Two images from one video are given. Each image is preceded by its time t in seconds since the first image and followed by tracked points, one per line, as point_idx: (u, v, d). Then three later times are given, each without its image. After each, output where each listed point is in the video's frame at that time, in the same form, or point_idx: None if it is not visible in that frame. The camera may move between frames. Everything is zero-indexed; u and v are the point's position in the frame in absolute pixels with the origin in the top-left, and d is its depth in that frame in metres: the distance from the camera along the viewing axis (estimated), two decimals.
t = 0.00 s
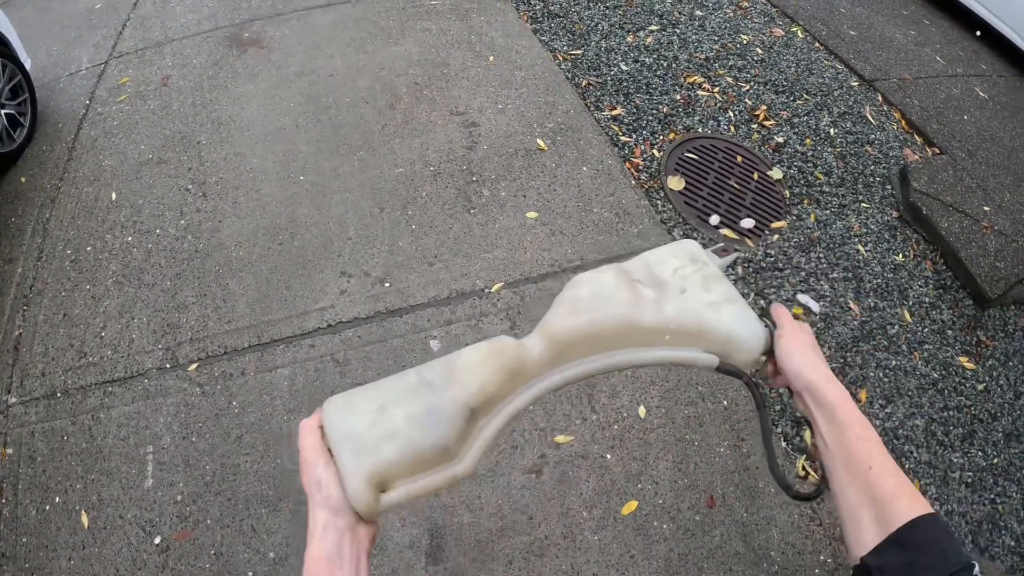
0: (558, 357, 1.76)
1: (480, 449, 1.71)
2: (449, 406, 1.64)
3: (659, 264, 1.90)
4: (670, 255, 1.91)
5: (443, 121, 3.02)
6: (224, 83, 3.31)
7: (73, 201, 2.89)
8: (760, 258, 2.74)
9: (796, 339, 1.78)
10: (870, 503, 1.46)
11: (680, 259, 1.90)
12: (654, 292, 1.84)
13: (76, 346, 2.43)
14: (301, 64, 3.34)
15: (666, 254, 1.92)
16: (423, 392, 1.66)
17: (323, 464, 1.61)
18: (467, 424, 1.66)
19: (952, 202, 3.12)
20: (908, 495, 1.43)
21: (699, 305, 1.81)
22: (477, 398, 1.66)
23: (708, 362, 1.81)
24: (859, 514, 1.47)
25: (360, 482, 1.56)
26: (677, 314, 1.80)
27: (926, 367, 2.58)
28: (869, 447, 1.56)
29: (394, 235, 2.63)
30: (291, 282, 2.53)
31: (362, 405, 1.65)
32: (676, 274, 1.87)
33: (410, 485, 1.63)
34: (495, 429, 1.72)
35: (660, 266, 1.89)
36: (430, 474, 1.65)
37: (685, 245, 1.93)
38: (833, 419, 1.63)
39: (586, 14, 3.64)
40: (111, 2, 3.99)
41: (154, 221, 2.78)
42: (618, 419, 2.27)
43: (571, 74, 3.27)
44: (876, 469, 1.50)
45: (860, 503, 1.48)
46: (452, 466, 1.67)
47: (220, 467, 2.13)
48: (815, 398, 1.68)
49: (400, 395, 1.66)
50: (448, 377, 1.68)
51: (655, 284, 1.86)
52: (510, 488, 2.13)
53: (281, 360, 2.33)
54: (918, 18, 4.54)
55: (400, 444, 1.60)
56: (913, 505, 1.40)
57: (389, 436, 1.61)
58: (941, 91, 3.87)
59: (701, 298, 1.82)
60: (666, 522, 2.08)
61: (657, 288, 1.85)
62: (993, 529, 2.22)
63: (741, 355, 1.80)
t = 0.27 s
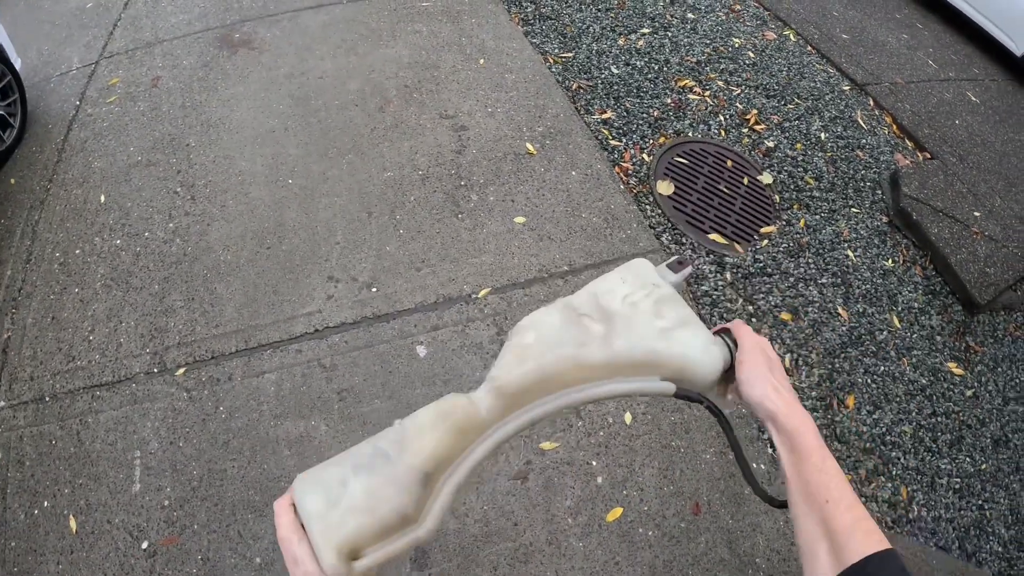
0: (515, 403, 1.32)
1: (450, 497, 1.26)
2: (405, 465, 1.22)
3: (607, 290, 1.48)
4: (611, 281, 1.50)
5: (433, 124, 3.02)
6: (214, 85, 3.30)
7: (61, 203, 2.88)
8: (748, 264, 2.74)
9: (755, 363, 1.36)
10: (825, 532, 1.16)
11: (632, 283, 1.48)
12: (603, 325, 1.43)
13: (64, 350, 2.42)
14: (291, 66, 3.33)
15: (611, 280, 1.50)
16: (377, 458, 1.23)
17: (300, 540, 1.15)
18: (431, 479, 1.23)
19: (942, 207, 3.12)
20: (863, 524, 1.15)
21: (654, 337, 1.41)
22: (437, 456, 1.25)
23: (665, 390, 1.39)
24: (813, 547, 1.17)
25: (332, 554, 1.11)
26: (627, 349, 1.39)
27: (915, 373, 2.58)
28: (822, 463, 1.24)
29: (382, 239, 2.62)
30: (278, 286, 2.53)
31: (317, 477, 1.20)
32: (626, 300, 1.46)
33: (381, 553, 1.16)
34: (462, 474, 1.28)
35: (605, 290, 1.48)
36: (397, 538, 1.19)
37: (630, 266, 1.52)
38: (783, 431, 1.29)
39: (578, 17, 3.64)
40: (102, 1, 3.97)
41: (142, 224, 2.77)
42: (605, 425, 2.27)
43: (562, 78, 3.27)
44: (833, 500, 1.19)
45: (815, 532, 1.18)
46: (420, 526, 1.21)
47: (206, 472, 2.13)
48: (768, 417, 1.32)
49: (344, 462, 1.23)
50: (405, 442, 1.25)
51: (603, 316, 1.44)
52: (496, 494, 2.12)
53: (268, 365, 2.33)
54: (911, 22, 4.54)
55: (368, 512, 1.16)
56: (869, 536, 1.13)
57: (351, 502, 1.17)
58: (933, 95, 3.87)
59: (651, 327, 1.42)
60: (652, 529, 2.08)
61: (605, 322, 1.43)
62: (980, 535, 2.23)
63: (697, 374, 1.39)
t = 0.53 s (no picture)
0: (456, 479, 1.15)
1: None
2: (351, 540, 1.09)
3: (560, 343, 1.27)
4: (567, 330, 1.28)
5: (421, 122, 3.00)
6: (202, 82, 3.28)
7: (48, 202, 2.85)
8: (737, 263, 2.73)
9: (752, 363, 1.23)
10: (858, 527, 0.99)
11: (585, 334, 1.26)
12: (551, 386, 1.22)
13: (50, 351, 2.40)
14: (279, 64, 3.31)
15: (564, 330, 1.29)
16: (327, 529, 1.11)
17: None
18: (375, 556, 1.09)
19: (932, 207, 3.12)
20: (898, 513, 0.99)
21: (610, 397, 1.19)
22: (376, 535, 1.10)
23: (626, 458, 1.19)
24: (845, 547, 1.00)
25: None
26: (577, 415, 1.17)
27: (904, 372, 2.58)
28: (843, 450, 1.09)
29: (370, 238, 2.61)
30: (265, 285, 2.51)
31: (275, 545, 1.08)
32: (579, 356, 1.24)
33: None
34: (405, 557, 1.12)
35: (559, 342, 1.27)
36: None
37: (586, 314, 1.30)
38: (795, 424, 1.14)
39: (568, 15, 3.63)
40: None
41: (129, 223, 2.75)
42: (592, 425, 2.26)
43: (551, 76, 3.26)
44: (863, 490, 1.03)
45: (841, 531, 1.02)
46: None
47: (192, 473, 2.11)
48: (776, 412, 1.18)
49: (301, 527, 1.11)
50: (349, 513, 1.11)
51: (553, 375, 1.23)
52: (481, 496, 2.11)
53: (254, 365, 2.31)
54: (903, 21, 4.54)
55: None
56: (907, 527, 0.97)
57: (299, 574, 1.04)
58: (924, 94, 3.87)
59: (607, 386, 1.20)
60: (639, 530, 2.07)
61: (554, 382, 1.22)
62: (970, 534, 2.22)
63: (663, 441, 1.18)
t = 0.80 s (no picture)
0: (461, 471, 1.16)
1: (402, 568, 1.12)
2: (360, 531, 1.09)
3: (563, 338, 1.27)
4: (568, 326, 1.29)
5: (418, 120, 3.01)
6: (199, 79, 3.28)
7: (45, 198, 2.85)
8: (732, 261, 2.75)
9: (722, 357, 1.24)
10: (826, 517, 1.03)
11: (588, 328, 1.27)
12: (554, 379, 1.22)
13: (47, 346, 2.40)
14: (277, 61, 3.31)
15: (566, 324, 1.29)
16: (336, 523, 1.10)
17: None
18: (383, 548, 1.09)
19: (927, 207, 3.14)
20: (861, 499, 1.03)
21: (612, 390, 1.19)
22: (386, 528, 1.10)
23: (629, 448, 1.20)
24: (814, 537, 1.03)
25: None
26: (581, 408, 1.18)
27: (898, 371, 2.59)
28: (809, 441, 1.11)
29: (366, 235, 2.62)
30: (262, 282, 2.52)
31: (286, 539, 1.08)
32: (582, 350, 1.24)
33: None
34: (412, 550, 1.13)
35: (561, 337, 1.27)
36: None
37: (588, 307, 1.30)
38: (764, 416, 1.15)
39: (566, 14, 3.64)
40: None
41: (126, 219, 2.75)
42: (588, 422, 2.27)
43: (548, 74, 3.27)
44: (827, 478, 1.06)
45: (810, 522, 1.05)
46: None
47: (188, 468, 2.11)
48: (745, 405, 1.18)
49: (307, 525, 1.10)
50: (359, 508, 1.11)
51: (556, 368, 1.23)
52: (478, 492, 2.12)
53: (251, 361, 2.32)
54: (899, 22, 4.56)
55: None
56: (870, 512, 1.01)
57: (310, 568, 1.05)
58: (919, 95, 3.89)
59: (610, 379, 1.20)
60: (635, 525, 2.09)
61: (558, 375, 1.22)
62: (963, 532, 2.24)
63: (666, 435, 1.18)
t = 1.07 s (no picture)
0: (456, 476, 1.16)
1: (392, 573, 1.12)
2: (352, 534, 1.09)
3: (564, 344, 1.27)
4: (571, 333, 1.28)
5: (419, 120, 3.01)
6: (200, 79, 3.28)
7: (45, 197, 2.86)
8: (732, 262, 2.75)
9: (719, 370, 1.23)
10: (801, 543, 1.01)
11: (591, 336, 1.27)
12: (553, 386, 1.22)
13: (47, 345, 2.40)
14: (278, 61, 3.32)
15: (568, 331, 1.29)
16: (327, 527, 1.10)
17: None
18: (376, 551, 1.10)
19: (927, 209, 3.13)
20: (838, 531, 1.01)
21: (609, 400, 1.19)
22: (378, 531, 1.10)
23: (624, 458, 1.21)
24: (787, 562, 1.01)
25: None
26: (579, 416, 1.18)
27: (897, 373, 2.59)
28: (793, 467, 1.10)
29: (366, 235, 2.62)
30: (262, 281, 2.52)
31: (277, 542, 1.09)
32: (583, 358, 1.24)
33: None
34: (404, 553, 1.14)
35: (563, 343, 1.27)
36: None
37: (592, 314, 1.30)
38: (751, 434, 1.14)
39: (566, 14, 3.64)
40: None
41: (127, 218, 2.76)
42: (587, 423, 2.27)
43: (549, 75, 3.27)
44: (807, 507, 1.04)
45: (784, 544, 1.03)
46: None
47: (188, 467, 2.12)
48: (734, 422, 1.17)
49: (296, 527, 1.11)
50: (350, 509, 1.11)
51: (556, 375, 1.23)
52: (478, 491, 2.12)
53: (251, 361, 2.32)
54: (900, 24, 4.56)
55: None
56: (846, 543, 0.99)
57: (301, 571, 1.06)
58: (920, 97, 3.89)
59: (608, 389, 1.20)
60: (633, 526, 2.09)
61: (558, 383, 1.22)
62: (962, 534, 2.24)
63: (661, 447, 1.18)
